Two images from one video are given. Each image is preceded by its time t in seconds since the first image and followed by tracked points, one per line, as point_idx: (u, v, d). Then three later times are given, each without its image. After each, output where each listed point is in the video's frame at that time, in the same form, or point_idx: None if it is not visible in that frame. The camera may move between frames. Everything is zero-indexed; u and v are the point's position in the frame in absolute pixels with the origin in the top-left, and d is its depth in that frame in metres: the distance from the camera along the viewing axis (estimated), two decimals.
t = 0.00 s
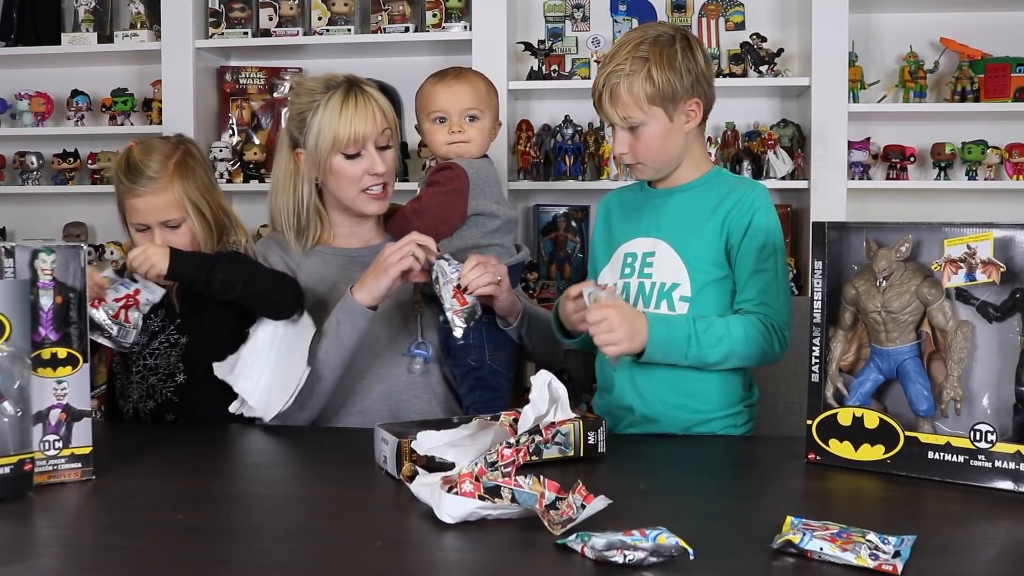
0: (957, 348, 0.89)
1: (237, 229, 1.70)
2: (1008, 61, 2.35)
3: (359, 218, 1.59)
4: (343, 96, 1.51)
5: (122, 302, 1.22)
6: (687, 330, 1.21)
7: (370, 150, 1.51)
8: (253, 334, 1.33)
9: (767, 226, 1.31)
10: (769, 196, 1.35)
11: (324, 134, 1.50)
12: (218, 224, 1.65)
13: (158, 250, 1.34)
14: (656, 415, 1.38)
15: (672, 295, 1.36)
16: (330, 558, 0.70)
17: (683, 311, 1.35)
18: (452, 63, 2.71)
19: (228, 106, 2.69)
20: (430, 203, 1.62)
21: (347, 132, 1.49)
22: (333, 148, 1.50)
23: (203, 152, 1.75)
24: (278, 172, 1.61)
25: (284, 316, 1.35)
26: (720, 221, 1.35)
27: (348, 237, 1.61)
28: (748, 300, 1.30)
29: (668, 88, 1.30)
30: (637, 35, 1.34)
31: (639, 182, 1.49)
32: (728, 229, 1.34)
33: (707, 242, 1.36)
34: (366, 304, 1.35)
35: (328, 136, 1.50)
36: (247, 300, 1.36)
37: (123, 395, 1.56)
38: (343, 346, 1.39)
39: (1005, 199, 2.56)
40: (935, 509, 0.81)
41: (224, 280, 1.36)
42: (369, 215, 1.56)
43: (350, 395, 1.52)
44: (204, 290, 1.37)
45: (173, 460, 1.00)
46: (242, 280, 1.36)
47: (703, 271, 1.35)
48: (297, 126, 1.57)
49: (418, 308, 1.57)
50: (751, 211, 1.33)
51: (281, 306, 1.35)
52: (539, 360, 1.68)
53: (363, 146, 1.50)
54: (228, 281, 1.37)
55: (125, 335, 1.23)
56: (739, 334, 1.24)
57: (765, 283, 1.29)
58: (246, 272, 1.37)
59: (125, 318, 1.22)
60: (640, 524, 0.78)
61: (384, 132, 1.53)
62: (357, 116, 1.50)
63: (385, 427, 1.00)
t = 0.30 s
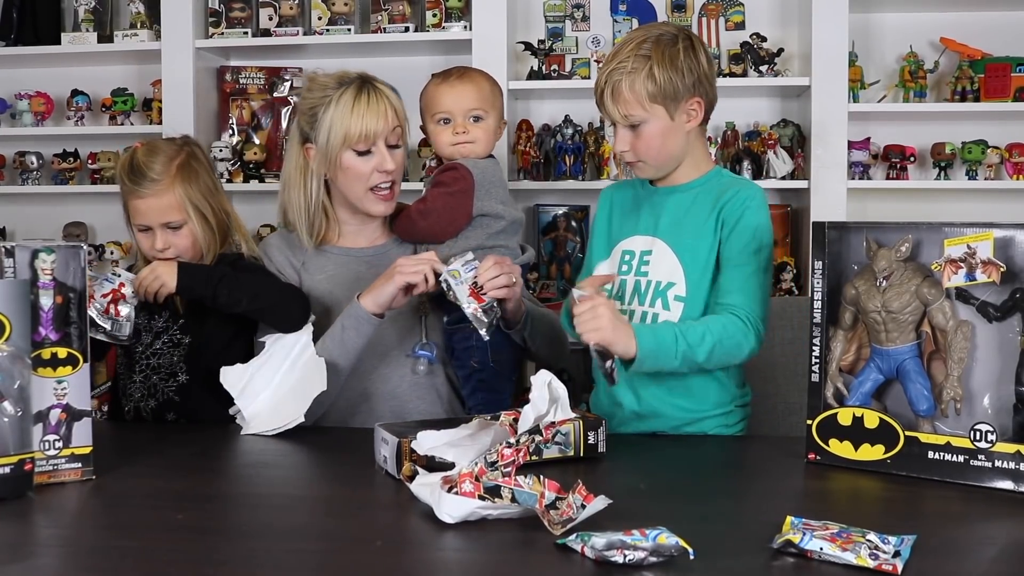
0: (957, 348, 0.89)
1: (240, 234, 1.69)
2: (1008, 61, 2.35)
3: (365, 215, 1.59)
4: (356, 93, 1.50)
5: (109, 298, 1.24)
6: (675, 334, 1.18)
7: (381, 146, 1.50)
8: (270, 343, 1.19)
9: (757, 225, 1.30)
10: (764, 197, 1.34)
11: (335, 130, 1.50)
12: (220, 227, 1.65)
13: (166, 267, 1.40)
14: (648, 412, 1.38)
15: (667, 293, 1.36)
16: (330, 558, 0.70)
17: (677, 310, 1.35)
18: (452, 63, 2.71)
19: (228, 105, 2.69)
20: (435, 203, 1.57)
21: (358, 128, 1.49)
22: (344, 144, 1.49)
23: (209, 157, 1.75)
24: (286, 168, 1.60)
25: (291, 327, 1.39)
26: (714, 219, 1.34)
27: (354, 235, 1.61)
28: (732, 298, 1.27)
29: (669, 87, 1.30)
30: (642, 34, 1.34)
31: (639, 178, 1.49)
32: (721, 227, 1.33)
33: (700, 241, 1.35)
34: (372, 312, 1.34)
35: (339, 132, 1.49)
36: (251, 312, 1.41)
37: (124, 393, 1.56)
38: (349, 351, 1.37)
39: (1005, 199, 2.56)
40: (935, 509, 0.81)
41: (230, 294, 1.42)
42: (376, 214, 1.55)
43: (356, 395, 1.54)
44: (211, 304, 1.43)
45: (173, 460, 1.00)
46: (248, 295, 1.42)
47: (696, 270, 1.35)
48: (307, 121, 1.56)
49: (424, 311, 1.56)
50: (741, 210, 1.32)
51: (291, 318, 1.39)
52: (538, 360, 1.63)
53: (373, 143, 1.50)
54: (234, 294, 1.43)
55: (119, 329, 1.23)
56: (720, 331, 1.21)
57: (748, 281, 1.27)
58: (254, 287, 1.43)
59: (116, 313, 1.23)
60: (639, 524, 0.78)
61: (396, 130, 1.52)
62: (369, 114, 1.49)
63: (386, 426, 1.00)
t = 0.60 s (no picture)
0: (957, 347, 0.89)
1: (240, 235, 1.69)
2: (1008, 61, 2.35)
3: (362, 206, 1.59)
4: (342, 73, 1.57)
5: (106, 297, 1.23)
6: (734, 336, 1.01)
7: (364, 118, 1.55)
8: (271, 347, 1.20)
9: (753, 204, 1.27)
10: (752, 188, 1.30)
11: (321, 110, 1.56)
12: (220, 227, 1.65)
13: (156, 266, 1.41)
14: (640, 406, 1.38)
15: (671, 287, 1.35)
16: (329, 558, 0.70)
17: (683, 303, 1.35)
18: (452, 63, 2.71)
19: (228, 106, 2.69)
20: (442, 203, 1.56)
21: (342, 104, 1.55)
22: (329, 121, 1.55)
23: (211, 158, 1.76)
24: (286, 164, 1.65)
25: (282, 331, 1.43)
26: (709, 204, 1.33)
27: (353, 231, 1.62)
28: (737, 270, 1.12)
29: (691, 76, 1.30)
30: (652, 25, 1.34)
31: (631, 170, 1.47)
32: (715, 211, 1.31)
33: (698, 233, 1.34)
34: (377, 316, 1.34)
35: (325, 111, 1.55)
36: (243, 316, 1.42)
37: (123, 394, 1.56)
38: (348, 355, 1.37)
39: (1005, 199, 2.56)
40: (936, 508, 0.81)
41: (220, 302, 1.42)
42: (365, 198, 1.56)
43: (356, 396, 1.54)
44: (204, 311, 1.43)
45: (172, 460, 1.00)
46: (238, 302, 1.42)
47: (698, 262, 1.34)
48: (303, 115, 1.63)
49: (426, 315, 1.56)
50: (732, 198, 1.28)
51: (278, 322, 1.42)
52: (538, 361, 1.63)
53: (356, 116, 1.55)
54: (224, 302, 1.42)
55: (125, 324, 1.24)
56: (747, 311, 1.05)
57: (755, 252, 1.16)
58: (245, 293, 1.43)
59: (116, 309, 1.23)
60: (639, 524, 0.77)
61: (381, 109, 1.57)
62: (353, 91, 1.55)
63: (385, 426, 1.00)
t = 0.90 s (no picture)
0: (957, 348, 0.89)
1: (240, 235, 1.69)
2: (1008, 61, 2.35)
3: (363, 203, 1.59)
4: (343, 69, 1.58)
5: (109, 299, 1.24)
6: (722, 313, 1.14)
7: (363, 112, 1.55)
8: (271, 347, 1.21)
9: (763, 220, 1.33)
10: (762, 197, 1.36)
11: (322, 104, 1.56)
12: (220, 227, 1.65)
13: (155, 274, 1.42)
14: (647, 404, 1.38)
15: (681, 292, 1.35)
16: (331, 557, 0.70)
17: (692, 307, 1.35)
18: (452, 63, 2.71)
19: (227, 105, 2.69)
20: (444, 206, 1.54)
21: (341, 100, 1.54)
22: (329, 117, 1.55)
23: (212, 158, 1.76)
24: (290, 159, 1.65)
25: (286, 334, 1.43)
26: (719, 213, 1.35)
27: (354, 228, 1.62)
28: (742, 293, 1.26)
29: (711, 73, 1.32)
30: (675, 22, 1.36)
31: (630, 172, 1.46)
32: (726, 221, 1.35)
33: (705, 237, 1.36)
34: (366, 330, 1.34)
35: (326, 103, 1.55)
36: (244, 318, 1.42)
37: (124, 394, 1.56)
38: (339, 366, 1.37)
39: (1005, 199, 2.56)
40: (936, 508, 0.81)
41: (221, 306, 1.42)
42: (366, 185, 1.56)
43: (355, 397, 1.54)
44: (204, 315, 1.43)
45: (172, 460, 1.00)
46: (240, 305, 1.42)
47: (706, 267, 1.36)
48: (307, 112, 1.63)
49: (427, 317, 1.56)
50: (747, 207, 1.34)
51: (281, 324, 1.42)
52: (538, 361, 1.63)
53: (356, 110, 1.55)
54: (225, 305, 1.43)
55: (128, 329, 1.25)
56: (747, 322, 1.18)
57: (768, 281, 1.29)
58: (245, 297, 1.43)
59: (121, 313, 1.25)
60: (640, 524, 0.77)
61: (381, 105, 1.56)
62: (354, 86, 1.55)
63: (386, 426, 1.00)
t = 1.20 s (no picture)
0: (957, 348, 0.89)
1: (242, 234, 1.69)
2: (1008, 61, 2.35)
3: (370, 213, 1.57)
4: (365, 84, 1.49)
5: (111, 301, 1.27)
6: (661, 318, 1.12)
7: (383, 141, 1.48)
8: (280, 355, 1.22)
9: (763, 233, 1.31)
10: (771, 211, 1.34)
11: (341, 119, 1.48)
12: (219, 224, 1.65)
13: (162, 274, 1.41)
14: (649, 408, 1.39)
15: (675, 300, 1.35)
16: (331, 557, 0.70)
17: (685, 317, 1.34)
18: (452, 63, 2.71)
19: (228, 105, 2.69)
20: (444, 209, 1.55)
21: (361, 120, 1.47)
22: (346, 135, 1.48)
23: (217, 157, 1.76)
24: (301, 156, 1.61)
25: (288, 332, 1.42)
26: (721, 223, 1.34)
27: (358, 233, 1.60)
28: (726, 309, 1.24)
29: (707, 70, 1.33)
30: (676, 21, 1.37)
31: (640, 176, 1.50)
32: (727, 232, 1.33)
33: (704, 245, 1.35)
34: (378, 329, 1.34)
35: (345, 122, 1.48)
36: (247, 317, 1.42)
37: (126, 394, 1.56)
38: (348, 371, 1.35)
39: (1005, 199, 2.56)
40: (936, 509, 0.81)
41: (227, 299, 1.42)
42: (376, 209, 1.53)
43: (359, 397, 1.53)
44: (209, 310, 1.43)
45: (172, 460, 1.00)
46: (244, 301, 1.42)
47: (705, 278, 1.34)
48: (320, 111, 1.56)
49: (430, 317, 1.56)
50: (749, 220, 1.32)
51: (284, 321, 1.42)
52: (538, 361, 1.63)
53: (377, 137, 1.47)
54: (231, 300, 1.43)
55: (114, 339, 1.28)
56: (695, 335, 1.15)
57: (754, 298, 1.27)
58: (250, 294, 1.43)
59: (116, 320, 1.28)
60: (640, 524, 0.77)
61: (401, 127, 1.49)
62: (376, 107, 1.47)
63: (385, 426, 1.00)
